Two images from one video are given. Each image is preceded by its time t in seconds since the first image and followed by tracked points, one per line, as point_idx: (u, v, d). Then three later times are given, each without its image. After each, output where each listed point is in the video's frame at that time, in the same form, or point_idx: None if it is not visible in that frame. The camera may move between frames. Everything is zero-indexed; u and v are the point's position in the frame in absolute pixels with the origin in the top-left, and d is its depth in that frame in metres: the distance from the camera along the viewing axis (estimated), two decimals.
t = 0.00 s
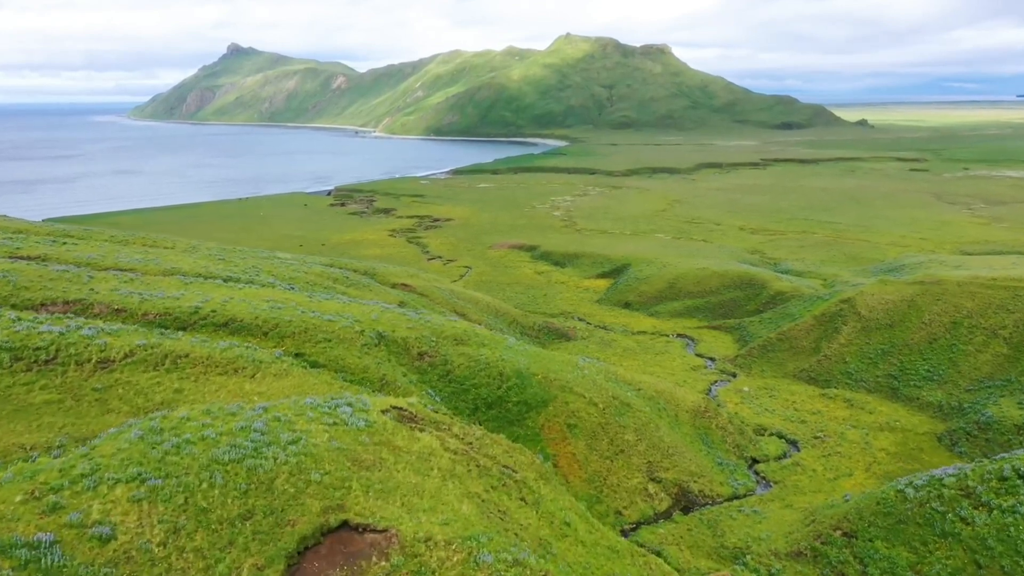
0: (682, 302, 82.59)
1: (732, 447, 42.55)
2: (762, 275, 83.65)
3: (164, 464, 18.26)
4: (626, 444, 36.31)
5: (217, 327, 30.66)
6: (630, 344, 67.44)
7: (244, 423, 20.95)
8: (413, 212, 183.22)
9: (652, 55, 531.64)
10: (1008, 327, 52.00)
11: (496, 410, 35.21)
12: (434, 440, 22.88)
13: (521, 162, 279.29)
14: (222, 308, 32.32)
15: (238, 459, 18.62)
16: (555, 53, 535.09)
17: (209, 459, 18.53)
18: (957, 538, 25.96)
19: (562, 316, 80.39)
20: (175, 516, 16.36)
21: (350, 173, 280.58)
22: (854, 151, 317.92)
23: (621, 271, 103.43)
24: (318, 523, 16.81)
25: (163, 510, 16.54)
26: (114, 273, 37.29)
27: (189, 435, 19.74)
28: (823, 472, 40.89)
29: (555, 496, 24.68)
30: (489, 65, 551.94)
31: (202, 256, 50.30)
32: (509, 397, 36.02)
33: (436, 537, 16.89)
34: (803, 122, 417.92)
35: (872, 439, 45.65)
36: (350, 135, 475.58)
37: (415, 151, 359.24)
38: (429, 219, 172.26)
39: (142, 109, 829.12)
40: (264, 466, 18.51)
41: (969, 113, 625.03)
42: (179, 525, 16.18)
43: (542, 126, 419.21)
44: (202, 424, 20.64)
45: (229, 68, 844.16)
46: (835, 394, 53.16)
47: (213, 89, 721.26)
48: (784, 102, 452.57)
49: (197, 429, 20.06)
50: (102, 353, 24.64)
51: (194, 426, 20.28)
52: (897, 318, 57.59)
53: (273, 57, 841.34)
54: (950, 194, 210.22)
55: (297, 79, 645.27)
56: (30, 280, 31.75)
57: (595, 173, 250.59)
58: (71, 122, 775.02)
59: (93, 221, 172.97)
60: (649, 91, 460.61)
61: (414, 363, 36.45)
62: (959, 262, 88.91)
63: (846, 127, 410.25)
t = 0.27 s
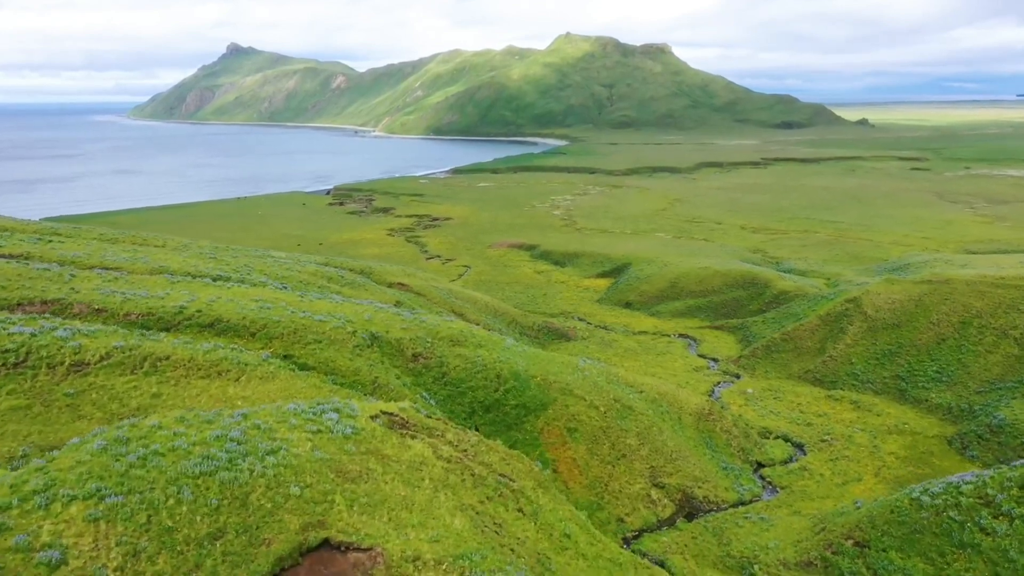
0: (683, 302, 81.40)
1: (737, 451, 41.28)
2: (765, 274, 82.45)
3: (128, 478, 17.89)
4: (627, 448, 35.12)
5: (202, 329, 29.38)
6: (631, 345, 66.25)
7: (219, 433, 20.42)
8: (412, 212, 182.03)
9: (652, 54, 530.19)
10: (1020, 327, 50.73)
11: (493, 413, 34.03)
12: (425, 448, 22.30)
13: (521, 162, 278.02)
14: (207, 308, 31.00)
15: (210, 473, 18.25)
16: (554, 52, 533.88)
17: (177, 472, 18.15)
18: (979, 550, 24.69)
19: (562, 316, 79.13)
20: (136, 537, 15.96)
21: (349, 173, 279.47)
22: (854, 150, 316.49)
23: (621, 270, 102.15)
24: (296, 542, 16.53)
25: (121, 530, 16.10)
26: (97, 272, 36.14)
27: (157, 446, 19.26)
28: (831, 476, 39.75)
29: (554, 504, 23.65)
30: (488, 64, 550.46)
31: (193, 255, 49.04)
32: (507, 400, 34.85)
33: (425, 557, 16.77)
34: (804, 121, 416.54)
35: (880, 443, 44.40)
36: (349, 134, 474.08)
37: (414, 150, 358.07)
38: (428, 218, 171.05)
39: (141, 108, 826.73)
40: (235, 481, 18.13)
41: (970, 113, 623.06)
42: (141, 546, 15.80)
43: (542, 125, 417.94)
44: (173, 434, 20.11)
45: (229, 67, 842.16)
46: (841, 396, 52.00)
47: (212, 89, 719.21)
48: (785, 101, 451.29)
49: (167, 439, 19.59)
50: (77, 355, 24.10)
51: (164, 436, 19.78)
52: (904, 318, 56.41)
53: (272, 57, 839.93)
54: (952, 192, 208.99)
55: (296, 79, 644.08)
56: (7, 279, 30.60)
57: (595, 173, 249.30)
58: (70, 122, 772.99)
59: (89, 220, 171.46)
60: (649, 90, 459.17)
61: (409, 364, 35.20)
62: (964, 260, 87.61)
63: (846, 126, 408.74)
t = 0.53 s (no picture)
0: (685, 301, 80.22)
1: (742, 455, 40.10)
2: (769, 274, 81.24)
3: (84, 495, 16.93)
4: (629, 452, 33.95)
5: (183, 328, 28.26)
6: (632, 345, 65.03)
7: (192, 443, 19.63)
8: (410, 211, 180.82)
9: (652, 53, 528.82)
10: None
11: (490, 417, 32.83)
12: (415, 457, 21.74)
13: (521, 161, 276.86)
14: (190, 307, 29.96)
15: (174, 489, 17.35)
16: (555, 51, 532.63)
17: (139, 489, 17.22)
18: (1000, 562, 23.57)
19: (562, 316, 77.94)
20: (88, 561, 15.04)
21: (348, 172, 278.29)
22: (856, 149, 315.19)
23: (622, 270, 101.00)
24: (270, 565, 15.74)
25: (72, 554, 15.11)
26: (81, 270, 35.13)
27: (119, 460, 18.38)
28: (839, 482, 38.56)
29: (554, 516, 22.88)
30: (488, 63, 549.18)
31: (183, 254, 47.83)
32: (504, 403, 33.62)
33: None
34: (805, 120, 415.30)
35: (889, 446, 43.21)
36: (349, 134, 472.80)
37: (414, 150, 356.87)
38: (427, 218, 169.92)
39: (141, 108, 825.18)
40: (202, 498, 17.20)
41: (972, 112, 621.27)
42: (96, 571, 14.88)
43: (542, 124, 416.65)
44: (140, 446, 19.29)
45: (228, 66, 840.71)
46: (848, 397, 50.79)
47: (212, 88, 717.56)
48: (785, 100, 449.94)
49: (132, 451, 18.79)
50: (48, 358, 23.40)
51: (130, 448, 18.99)
52: (912, 318, 55.19)
53: (272, 56, 838.29)
54: (954, 192, 207.78)
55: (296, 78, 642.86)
56: None
57: (595, 172, 248.07)
58: (69, 121, 771.41)
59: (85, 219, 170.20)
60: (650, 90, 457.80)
61: (403, 366, 33.95)
62: (970, 260, 86.40)
63: (847, 126, 407.37)
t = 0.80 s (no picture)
0: (687, 301, 79.01)
1: (748, 459, 38.86)
2: (772, 273, 79.98)
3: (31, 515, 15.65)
4: (631, 458, 32.73)
5: (163, 330, 27.13)
6: (633, 346, 63.81)
7: (159, 456, 18.65)
8: (409, 210, 179.64)
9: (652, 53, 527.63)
10: None
11: (487, 421, 31.59)
12: (404, 467, 21.04)
13: (521, 161, 275.65)
14: (172, 306, 28.89)
15: (134, 507, 16.20)
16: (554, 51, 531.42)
17: (93, 509, 15.99)
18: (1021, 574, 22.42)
19: (562, 316, 76.69)
20: None
21: (347, 172, 276.99)
22: (857, 149, 313.97)
23: (622, 269, 99.80)
24: None
25: None
26: (63, 269, 34.08)
27: (73, 476, 17.20)
28: (848, 487, 37.35)
29: (554, 528, 22.19)
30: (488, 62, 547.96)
31: (172, 252, 46.61)
32: (502, 407, 32.43)
33: None
34: (805, 119, 414.09)
35: (899, 450, 42.03)
36: (348, 133, 471.53)
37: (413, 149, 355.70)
38: (426, 217, 168.70)
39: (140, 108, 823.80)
40: (163, 520, 16.05)
41: (972, 111, 620.34)
42: None
43: (542, 124, 415.37)
44: (102, 460, 18.22)
45: (228, 66, 839.40)
46: (855, 400, 49.61)
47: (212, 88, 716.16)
48: (786, 99, 448.77)
49: (90, 465, 17.73)
50: (16, 362, 22.63)
51: (90, 461, 17.90)
52: (920, 318, 53.98)
53: (271, 56, 836.86)
54: (956, 191, 206.63)
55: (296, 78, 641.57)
56: None
57: (595, 171, 246.89)
58: (69, 121, 769.93)
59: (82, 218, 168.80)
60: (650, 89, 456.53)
61: (396, 370, 32.72)
62: (975, 259, 85.22)
63: (848, 125, 406.28)
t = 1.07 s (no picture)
0: (689, 301, 77.79)
1: (754, 464, 37.62)
2: (775, 273, 78.75)
3: None
4: (633, 464, 31.48)
5: (140, 332, 26.17)
6: (634, 347, 62.56)
7: (119, 471, 17.47)
8: (408, 210, 178.39)
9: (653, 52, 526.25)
10: None
11: (483, 426, 30.34)
12: (391, 479, 20.24)
13: (520, 160, 274.44)
14: (154, 306, 28.05)
15: (83, 530, 14.89)
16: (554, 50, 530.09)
17: (36, 533, 14.61)
18: None
19: (562, 316, 75.45)
20: None
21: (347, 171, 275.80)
22: (858, 148, 312.61)
23: (623, 269, 98.63)
24: None
25: None
26: (44, 268, 33.04)
27: (19, 494, 15.88)
28: (857, 494, 36.16)
29: (553, 541, 21.42)
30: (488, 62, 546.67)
31: (161, 250, 45.36)
32: (500, 411, 31.20)
33: None
34: (805, 119, 412.73)
35: (909, 454, 40.82)
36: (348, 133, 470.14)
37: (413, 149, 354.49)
38: (425, 216, 167.55)
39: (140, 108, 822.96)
40: (114, 544, 14.78)
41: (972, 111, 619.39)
42: None
43: (542, 124, 414.03)
44: (54, 477, 16.95)
45: (228, 66, 837.98)
46: (862, 402, 48.41)
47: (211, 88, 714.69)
48: (786, 99, 447.43)
49: (40, 482, 16.50)
50: None
51: (39, 478, 16.61)
52: (928, 318, 52.76)
53: (271, 56, 835.31)
54: (958, 190, 205.39)
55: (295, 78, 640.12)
56: None
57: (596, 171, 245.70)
58: (69, 121, 768.85)
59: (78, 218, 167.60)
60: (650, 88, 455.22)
61: (388, 373, 31.51)
62: (980, 258, 83.96)
63: (849, 125, 404.93)
